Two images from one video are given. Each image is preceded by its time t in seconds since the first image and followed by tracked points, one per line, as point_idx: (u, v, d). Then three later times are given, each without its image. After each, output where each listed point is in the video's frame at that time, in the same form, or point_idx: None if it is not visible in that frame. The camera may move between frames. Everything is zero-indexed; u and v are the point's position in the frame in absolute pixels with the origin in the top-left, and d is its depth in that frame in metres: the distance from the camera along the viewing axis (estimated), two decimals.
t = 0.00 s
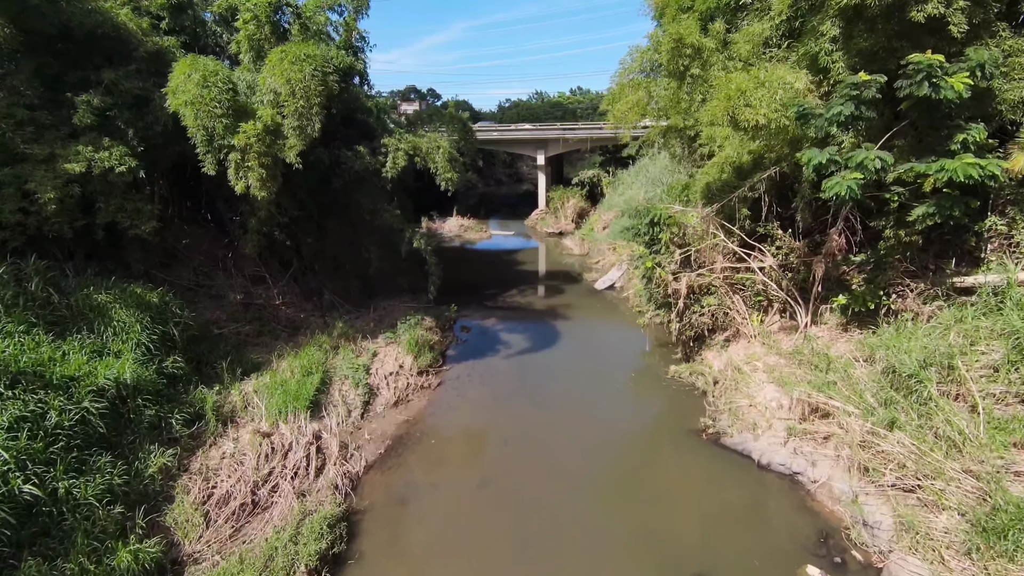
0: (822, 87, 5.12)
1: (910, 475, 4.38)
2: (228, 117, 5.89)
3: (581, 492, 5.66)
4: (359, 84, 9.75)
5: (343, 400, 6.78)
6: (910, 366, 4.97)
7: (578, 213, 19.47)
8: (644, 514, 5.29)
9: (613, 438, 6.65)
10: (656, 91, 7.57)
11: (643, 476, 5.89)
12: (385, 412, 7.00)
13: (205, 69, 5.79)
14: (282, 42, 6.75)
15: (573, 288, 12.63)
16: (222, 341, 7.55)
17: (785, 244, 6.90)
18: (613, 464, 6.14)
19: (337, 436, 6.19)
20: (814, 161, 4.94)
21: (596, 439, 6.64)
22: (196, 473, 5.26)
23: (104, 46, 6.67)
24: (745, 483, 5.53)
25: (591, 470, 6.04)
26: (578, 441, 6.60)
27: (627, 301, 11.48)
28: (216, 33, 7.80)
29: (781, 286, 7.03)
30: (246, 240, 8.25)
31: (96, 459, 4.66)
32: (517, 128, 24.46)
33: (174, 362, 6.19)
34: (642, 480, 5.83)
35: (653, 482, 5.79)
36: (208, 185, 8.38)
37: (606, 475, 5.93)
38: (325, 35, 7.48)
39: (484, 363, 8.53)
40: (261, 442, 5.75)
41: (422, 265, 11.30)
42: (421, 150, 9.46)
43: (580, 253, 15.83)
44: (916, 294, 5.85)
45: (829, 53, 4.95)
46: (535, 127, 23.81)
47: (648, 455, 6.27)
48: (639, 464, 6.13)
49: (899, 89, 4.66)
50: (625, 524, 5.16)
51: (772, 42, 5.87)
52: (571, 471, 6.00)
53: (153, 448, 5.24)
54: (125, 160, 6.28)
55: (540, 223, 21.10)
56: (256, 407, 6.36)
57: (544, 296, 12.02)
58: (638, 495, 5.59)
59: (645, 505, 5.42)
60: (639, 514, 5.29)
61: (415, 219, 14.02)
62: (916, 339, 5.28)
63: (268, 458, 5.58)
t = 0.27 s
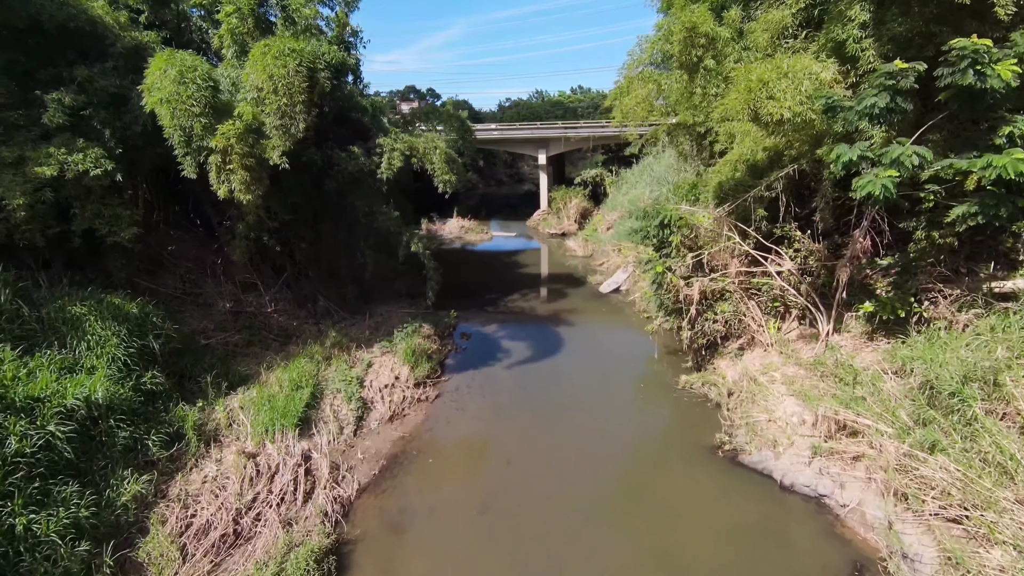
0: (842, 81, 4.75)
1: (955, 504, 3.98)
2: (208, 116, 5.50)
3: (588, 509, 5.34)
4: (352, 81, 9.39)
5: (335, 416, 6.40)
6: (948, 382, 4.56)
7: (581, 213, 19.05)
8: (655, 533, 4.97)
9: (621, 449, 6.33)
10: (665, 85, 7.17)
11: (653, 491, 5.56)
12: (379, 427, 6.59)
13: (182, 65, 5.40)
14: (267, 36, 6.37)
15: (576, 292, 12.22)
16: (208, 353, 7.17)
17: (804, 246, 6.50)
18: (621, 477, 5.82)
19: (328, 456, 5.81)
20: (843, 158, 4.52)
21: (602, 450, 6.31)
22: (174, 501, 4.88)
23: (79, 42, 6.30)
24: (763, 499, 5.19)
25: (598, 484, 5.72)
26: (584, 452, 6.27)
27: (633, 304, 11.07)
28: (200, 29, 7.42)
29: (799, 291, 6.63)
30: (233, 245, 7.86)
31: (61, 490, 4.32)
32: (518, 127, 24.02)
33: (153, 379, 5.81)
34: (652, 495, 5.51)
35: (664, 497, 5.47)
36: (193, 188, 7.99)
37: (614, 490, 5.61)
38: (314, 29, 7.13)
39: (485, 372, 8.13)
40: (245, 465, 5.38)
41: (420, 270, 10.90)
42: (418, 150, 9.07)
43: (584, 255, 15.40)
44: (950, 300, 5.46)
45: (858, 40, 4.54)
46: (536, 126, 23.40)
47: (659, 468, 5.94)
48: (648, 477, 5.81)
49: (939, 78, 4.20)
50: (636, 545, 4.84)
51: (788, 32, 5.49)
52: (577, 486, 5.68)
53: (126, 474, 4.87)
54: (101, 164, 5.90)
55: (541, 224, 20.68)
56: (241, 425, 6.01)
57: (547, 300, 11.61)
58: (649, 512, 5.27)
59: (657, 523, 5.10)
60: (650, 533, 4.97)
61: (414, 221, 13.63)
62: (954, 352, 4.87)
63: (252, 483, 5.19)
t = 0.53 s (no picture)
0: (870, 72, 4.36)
1: (1009, 542, 3.57)
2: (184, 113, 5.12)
3: (592, 526, 5.03)
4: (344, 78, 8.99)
5: (324, 433, 6.00)
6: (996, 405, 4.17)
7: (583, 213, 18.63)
8: (666, 552, 4.64)
9: (627, 461, 5.99)
10: (675, 78, 6.81)
11: (663, 505, 5.23)
12: (371, 444, 6.19)
13: (154, 57, 4.99)
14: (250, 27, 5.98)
15: (579, 295, 11.81)
16: (190, 364, 6.77)
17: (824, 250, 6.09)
18: (627, 490, 5.51)
19: (314, 478, 5.41)
20: (877, 156, 4.11)
21: (607, 463, 5.97)
22: (145, 533, 4.48)
23: (51, 34, 5.90)
24: (781, 518, 4.83)
25: (603, 499, 5.41)
26: (588, 464, 5.95)
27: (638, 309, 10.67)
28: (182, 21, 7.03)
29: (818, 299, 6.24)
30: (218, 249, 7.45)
31: (16, 523, 3.95)
32: (518, 125, 23.61)
33: (127, 394, 5.41)
34: (661, 510, 5.18)
35: (674, 512, 5.13)
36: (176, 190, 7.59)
37: (621, 506, 5.28)
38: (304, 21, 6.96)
39: (484, 382, 7.71)
40: (224, 489, 4.99)
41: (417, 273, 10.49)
42: (414, 150, 8.64)
43: (586, 257, 15.00)
44: (986, 309, 5.09)
45: (893, 26, 4.17)
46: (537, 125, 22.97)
47: (666, 481, 5.61)
48: (656, 491, 5.47)
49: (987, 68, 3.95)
50: (645, 567, 4.50)
51: (806, 22, 5.13)
52: (581, 502, 5.36)
53: (90, 502, 4.47)
54: (72, 163, 5.48)
55: (542, 225, 20.25)
56: (222, 443, 5.62)
57: (548, 305, 11.20)
58: (659, 530, 4.93)
59: (666, 539, 4.79)
60: (661, 554, 4.63)
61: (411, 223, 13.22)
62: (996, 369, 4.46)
63: (228, 511, 4.79)
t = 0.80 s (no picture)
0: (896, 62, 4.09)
1: None
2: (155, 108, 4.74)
3: (596, 544, 4.73)
4: (338, 76, 8.49)
5: (310, 452, 5.60)
6: None
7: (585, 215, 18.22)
8: None
9: (632, 477, 5.63)
10: (689, 69, 6.58)
11: (672, 525, 4.87)
12: (361, 463, 5.80)
13: (122, 48, 4.61)
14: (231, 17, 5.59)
15: (582, 301, 11.38)
16: (171, 376, 6.38)
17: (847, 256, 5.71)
18: (633, 505, 5.20)
19: (298, 503, 5.02)
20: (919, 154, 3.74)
21: (612, 475, 5.67)
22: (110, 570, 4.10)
23: (19, 24, 5.51)
24: (804, 544, 4.44)
25: (608, 514, 5.10)
26: (591, 481, 5.58)
27: (644, 315, 10.25)
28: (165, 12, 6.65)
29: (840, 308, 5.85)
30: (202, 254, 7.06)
31: None
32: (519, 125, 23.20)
33: (97, 412, 5.02)
34: (670, 530, 4.82)
35: (683, 529, 4.82)
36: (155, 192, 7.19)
37: (626, 526, 4.92)
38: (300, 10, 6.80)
39: (483, 395, 7.31)
40: (200, 516, 4.60)
41: (413, 278, 10.08)
42: (410, 150, 8.23)
43: (589, 260, 14.58)
44: None
45: (934, 11, 3.84)
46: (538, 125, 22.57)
47: (675, 498, 5.25)
48: (664, 506, 5.16)
49: None
50: None
51: (828, 11, 4.80)
52: (585, 521, 5.02)
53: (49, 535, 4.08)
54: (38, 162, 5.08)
55: (544, 226, 19.83)
56: (200, 463, 5.23)
57: (550, 310, 10.78)
58: (669, 553, 4.57)
59: (677, 562, 4.45)
60: None
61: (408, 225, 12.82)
62: None
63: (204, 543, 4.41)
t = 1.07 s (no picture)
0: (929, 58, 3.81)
1: None
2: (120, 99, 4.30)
3: (599, 567, 4.44)
4: (332, 74, 8.20)
5: (292, 474, 5.21)
6: None
7: (585, 217, 17.84)
8: None
9: (637, 493, 5.33)
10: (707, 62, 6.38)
11: (681, 547, 4.57)
12: (347, 485, 5.39)
13: (82, 35, 4.22)
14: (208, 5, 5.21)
15: (583, 307, 10.98)
16: (144, 390, 5.96)
17: (872, 265, 5.32)
18: (639, 524, 4.90)
19: (276, 532, 4.65)
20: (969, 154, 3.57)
21: (616, 491, 5.36)
22: None
23: None
24: None
25: (612, 534, 4.80)
26: (593, 498, 5.26)
27: (648, 323, 9.85)
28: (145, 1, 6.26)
29: (864, 321, 5.47)
30: (181, 258, 6.65)
31: None
32: (518, 125, 22.80)
33: (58, 432, 4.61)
34: (678, 557, 4.49)
35: (692, 552, 4.52)
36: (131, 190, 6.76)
37: (631, 548, 4.63)
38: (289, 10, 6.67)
39: (480, 409, 6.90)
40: (166, 549, 4.24)
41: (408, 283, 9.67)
42: (405, 150, 7.84)
43: (589, 263, 14.19)
44: None
45: None
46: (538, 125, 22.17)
47: (683, 519, 4.91)
48: (672, 525, 4.86)
49: None
50: None
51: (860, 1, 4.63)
52: (587, 541, 4.72)
53: None
54: None
55: (543, 229, 19.43)
56: (171, 488, 4.82)
57: (550, 317, 10.37)
58: None
59: None
60: None
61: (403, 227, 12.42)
62: None
63: None
